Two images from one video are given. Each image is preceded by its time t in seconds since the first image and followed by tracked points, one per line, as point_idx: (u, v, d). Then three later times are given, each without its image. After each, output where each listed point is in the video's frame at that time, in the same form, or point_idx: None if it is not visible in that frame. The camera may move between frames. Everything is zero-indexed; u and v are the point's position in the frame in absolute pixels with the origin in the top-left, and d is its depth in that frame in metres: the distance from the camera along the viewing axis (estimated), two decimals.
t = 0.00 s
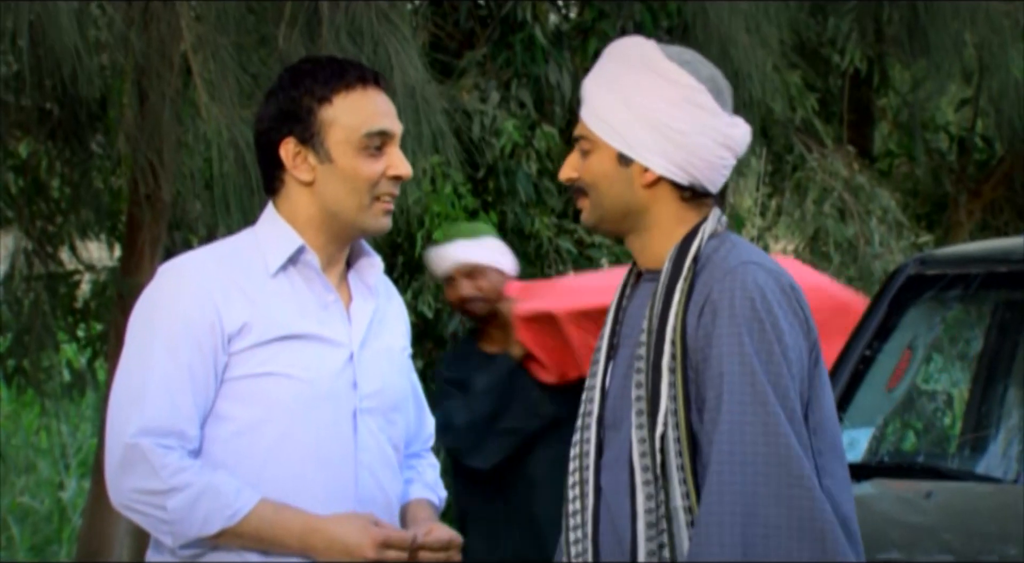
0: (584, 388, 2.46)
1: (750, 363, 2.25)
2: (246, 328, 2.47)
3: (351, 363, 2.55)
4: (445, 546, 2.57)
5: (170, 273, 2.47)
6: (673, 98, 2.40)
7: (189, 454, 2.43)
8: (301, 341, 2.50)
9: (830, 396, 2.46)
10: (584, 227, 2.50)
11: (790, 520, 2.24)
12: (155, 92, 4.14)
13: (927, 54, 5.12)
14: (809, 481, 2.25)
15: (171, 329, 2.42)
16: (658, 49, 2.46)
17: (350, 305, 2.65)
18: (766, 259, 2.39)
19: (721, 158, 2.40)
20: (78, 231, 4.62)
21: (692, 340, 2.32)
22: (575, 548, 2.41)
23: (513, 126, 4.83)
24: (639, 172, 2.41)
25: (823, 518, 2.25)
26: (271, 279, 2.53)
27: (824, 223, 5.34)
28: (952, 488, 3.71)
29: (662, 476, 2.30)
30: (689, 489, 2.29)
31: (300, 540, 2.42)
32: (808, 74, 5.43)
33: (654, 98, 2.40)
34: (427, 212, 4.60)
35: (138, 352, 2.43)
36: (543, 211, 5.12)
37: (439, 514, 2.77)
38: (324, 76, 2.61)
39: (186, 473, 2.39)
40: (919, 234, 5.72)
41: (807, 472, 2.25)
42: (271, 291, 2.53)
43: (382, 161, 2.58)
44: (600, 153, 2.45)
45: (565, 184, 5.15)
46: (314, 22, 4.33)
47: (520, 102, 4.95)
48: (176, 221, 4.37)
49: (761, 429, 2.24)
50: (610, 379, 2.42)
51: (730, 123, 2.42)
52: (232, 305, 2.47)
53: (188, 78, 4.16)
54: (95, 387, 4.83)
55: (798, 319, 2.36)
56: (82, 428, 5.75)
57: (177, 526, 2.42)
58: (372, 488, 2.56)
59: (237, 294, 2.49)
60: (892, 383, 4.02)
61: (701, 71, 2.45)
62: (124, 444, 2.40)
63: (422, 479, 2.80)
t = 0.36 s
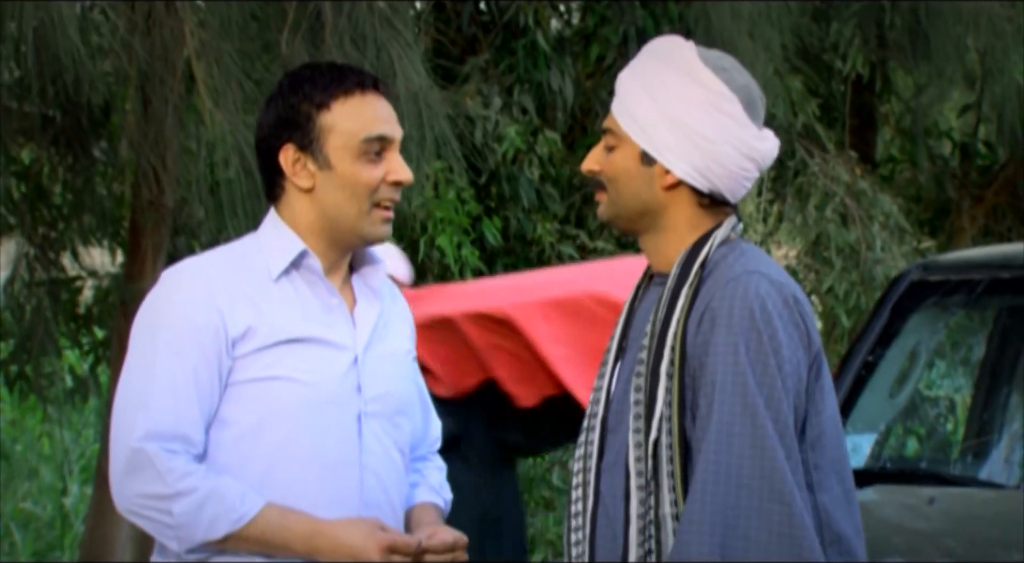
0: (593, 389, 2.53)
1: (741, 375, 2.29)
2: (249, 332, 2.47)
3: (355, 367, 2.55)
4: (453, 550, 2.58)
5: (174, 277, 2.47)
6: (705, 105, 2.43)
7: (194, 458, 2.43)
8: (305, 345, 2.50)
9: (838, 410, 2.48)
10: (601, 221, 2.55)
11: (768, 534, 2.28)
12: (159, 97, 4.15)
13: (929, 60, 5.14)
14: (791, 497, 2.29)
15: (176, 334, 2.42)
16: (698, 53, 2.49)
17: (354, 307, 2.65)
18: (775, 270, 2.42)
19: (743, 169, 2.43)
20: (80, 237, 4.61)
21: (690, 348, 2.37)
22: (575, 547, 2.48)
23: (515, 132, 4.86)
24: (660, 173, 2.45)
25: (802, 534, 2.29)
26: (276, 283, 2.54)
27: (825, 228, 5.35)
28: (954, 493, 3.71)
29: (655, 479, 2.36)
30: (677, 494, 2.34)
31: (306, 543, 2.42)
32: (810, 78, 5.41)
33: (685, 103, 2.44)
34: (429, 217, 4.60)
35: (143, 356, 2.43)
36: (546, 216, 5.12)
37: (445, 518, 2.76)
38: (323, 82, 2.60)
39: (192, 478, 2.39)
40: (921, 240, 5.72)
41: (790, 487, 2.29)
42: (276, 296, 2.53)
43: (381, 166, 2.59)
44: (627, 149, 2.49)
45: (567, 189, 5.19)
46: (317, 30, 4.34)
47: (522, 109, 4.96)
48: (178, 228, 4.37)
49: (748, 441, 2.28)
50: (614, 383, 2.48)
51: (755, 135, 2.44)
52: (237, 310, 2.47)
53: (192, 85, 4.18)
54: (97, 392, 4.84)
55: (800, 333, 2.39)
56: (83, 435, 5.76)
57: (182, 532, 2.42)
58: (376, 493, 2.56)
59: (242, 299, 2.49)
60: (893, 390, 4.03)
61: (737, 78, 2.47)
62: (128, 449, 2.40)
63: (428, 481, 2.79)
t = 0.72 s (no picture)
0: (599, 393, 2.53)
1: (741, 381, 2.29)
2: (252, 335, 2.47)
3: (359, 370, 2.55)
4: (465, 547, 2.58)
5: (178, 281, 2.48)
6: (701, 106, 2.43)
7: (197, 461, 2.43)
8: (308, 348, 2.50)
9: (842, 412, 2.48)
10: (604, 223, 2.56)
11: (769, 540, 2.28)
12: (162, 100, 4.14)
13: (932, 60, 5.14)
14: (791, 503, 2.29)
15: (179, 338, 2.42)
16: (693, 54, 2.48)
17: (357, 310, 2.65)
18: (776, 273, 2.42)
19: (743, 170, 2.43)
20: (83, 239, 4.62)
21: (691, 353, 2.37)
22: (581, 550, 2.48)
23: (518, 134, 4.86)
24: (661, 176, 2.45)
25: (802, 541, 2.29)
26: (279, 286, 2.54)
27: (829, 229, 5.33)
28: (957, 495, 3.70)
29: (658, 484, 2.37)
30: (678, 500, 2.35)
31: (310, 546, 2.41)
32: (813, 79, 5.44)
33: (682, 105, 2.44)
34: (432, 219, 4.60)
35: (146, 359, 2.43)
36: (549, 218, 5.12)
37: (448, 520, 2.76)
38: (319, 86, 2.60)
39: (196, 481, 2.39)
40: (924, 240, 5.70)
41: (791, 493, 2.30)
42: (279, 299, 2.52)
43: (376, 172, 2.57)
44: (625, 152, 2.49)
45: (570, 191, 5.18)
46: (320, 31, 4.34)
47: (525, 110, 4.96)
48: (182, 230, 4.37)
49: (748, 446, 2.28)
50: (618, 386, 2.48)
51: (754, 135, 2.43)
52: (239, 313, 2.47)
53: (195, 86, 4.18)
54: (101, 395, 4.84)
55: (802, 338, 2.39)
56: (85, 438, 5.77)
57: (184, 535, 2.42)
58: (380, 496, 2.56)
59: (244, 302, 2.49)
60: (896, 391, 4.03)
61: (734, 79, 2.46)
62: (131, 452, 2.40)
63: (431, 485, 2.79)
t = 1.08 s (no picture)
0: (602, 395, 2.53)
1: (740, 383, 2.29)
2: (254, 337, 2.47)
3: (361, 372, 2.55)
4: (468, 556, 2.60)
5: (181, 282, 2.47)
6: (701, 107, 2.43)
7: (200, 463, 2.43)
8: (311, 350, 2.50)
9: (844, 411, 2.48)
10: (607, 225, 2.56)
11: (768, 543, 2.29)
12: (165, 100, 4.15)
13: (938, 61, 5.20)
14: (791, 505, 2.29)
15: (181, 339, 2.41)
16: (694, 55, 2.48)
17: (360, 313, 2.65)
18: (778, 274, 2.42)
19: (744, 171, 2.43)
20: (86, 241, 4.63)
21: (691, 355, 2.37)
22: (584, 551, 2.49)
23: (521, 134, 4.85)
24: (661, 178, 2.45)
25: (802, 543, 2.29)
26: (282, 289, 2.54)
27: (831, 229, 5.33)
28: (960, 496, 3.69)
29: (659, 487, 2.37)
30: (679, 502, 2.35)
31: (306, 550, 2.42)
32: (816, 79, 5.40)
33: (682, 107, 2.44)
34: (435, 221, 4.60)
35: (148, 361, 2.43)
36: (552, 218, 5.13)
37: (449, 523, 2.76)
38: (327, 89, 2.60)
39: (194, 484, 2.38)
40: (926, 240, 5.69)
41: (790, 496, 2.29)
42: (282, 300, 2.53)
43: (379, 180, 2.56)
44: (626, 154, 2.49)
45: (572, 193, 5.20)
46: (322, 29, 4.34)
47: (528, 110, 4.97)
48: (184, 230, 4.37)
49: (747, 449, 2.28)
50: (620, 388, 2.48)
51: (755, 135, 2.44)
52: (241, 314, 2.47)
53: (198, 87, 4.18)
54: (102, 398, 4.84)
55: (802, 339, 2.39)
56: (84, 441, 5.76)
57: (184, 538, 2.41)
58: (382, 498, 2.56)
59: (247, 304, 2.49)
60: (898, 393, 4.03)
61: (736, 79, 2.46)
62: (132, 455, 2.40)
63: (434, 488, 2.79)
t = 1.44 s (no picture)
0: (603, 396, 2.53)
1: (739, 383, 2.29)
2: (254, 338, 2.47)
3: (360, 372, 2.55)
4: (483, 557, 2.55)
5: (179, 283, 2.47)
6: (694, 107, 2.42)
7: (200, 465, 2.42)
8: (310, 351, 2.50)
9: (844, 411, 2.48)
10: (605, 228, 2.55)
11: (769, 544, 2.28)
12: (166, 101, 4.15)
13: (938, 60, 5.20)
14: (791, 505, 2.29)
15: (179, 339, 2.41)
16: (685, 54, 2.48)
17: (362, 313, 2.65)
18: (777, 275, 2.41)
19: (740, 169, 2.43)
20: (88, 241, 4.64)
21: (690, 355, 2.37)
22: (588, 553, 2.49)
23: (522, 135, 4.84)
24: (657, 180, 2.45)
25: (803, 543, 2.29)
26: (283, 290, 2.54)
27: (832, 230, 5.33)
28: (961, 496, 3.68)
29: (659, 487, 2.37)
30: (680, 503, 2.35)
31: (296, 550, 2.38)
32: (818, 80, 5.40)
33: (675, 108, 2.43)
34: (437, 221, 4.60)
35: (147, 361, 2.42)
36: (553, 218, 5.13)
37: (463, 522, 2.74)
38: (330, 88, 2.59)
39: (186, 483, 2.36)
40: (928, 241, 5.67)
41: (791, 496, 2.29)
42: (282, 301, 2.52)
43: (383, 178, 2.57)
44: (622, 157, 2.49)
45: (573, 193, 5.20)
46: (322, 30, 4.34)
47: (529, 110, 4.97)
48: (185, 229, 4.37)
49: (747, 449, 2.27)
50: (621, 389, 2.48)
51: (749, 133, 2.44)
52: (241, 315, 2.47)
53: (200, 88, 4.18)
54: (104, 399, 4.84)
55: (800, 339, 2.39)
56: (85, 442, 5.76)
57: (178, 540, 2.39)
58: (382, 498, 2.56)
59: (247, 304, 2.49)
60: (899, 393, 4.04)
61: (728, 78, 2.46)
62: (128, 457, 2.39)
63: (440, 487, 2.78)
